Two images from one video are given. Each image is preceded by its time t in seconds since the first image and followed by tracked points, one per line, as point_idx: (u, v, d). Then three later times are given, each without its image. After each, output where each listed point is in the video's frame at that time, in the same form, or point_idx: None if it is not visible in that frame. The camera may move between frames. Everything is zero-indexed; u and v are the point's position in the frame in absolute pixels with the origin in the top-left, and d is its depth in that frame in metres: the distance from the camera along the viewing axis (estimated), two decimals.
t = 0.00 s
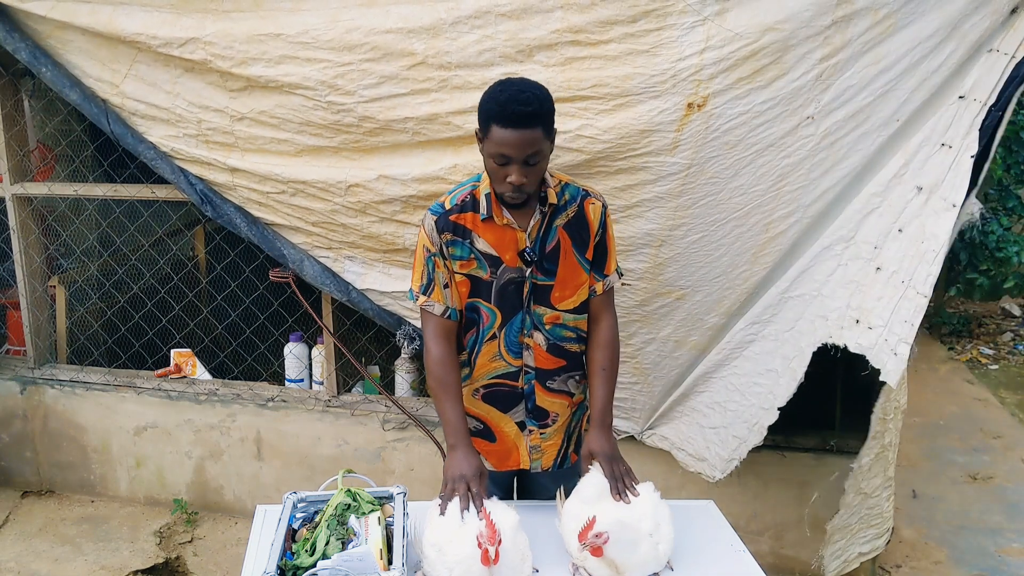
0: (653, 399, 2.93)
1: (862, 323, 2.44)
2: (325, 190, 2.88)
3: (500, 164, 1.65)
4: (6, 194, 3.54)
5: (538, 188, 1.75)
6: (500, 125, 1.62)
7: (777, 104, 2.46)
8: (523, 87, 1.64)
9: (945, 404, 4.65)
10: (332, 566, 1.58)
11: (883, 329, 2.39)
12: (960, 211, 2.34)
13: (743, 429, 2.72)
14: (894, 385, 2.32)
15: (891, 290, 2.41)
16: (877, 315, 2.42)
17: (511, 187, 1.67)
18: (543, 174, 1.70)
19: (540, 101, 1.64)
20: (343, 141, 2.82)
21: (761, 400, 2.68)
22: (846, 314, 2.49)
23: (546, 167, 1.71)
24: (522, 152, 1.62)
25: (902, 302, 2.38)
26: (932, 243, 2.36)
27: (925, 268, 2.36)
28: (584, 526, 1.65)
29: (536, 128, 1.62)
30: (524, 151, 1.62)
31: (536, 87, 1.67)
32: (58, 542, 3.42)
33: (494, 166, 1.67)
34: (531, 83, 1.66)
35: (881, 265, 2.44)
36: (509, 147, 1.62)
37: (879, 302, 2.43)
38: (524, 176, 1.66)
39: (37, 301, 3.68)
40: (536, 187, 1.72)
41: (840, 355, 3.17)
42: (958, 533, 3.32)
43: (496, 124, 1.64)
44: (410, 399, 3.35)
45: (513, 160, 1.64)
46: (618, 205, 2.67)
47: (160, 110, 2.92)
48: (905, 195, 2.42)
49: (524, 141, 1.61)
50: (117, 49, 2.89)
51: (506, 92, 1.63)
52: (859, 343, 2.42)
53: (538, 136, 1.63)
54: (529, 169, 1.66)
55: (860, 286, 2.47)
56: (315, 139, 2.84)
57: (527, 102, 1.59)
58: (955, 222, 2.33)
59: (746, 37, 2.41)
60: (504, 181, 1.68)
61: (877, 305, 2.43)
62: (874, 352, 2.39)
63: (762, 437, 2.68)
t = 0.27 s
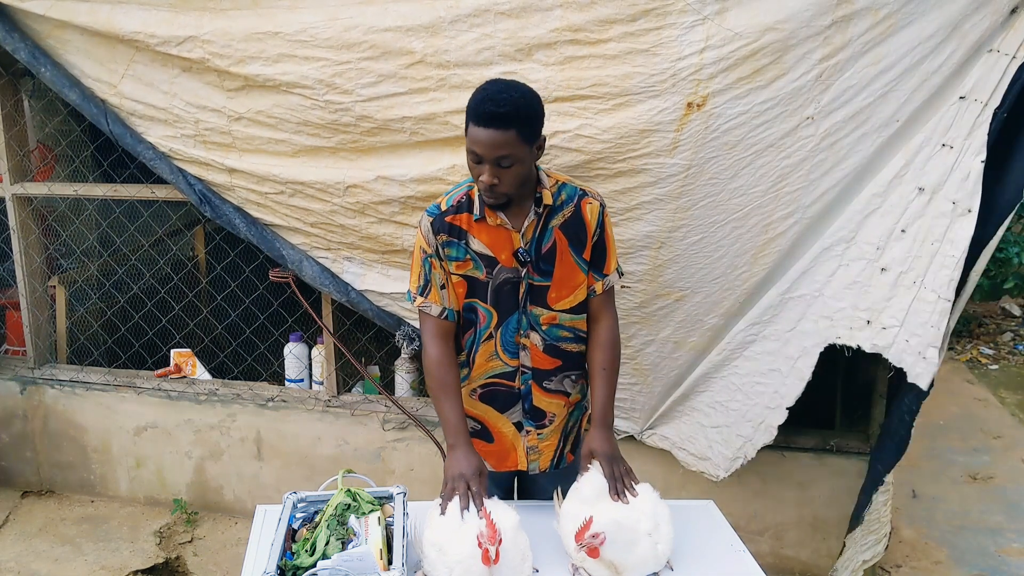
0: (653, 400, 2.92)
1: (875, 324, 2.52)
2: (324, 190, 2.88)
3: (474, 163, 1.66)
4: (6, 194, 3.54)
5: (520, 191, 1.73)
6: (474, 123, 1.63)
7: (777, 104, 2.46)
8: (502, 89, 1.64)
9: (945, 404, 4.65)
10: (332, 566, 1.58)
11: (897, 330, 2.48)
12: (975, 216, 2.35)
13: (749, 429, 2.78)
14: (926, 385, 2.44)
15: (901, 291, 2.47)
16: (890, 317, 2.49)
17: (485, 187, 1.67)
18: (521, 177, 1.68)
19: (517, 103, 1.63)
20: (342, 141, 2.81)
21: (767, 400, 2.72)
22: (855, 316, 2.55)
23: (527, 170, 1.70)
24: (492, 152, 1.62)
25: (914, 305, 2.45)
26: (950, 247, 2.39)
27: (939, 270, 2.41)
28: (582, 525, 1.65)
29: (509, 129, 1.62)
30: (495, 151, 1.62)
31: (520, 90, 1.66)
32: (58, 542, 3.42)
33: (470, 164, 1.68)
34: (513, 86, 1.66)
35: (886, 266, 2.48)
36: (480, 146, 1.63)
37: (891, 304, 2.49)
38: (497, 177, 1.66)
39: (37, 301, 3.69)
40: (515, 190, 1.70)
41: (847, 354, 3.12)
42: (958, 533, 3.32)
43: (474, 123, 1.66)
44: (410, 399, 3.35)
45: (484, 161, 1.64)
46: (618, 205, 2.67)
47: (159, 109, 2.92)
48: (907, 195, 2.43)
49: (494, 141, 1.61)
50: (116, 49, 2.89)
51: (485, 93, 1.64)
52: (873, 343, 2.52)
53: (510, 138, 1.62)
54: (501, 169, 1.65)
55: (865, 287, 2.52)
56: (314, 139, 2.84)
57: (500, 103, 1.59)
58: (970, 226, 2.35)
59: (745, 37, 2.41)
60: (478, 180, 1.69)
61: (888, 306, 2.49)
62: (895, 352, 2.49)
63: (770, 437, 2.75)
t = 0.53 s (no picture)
0: (653, 400, 2.92)
1: (872, 325, 2.52)
2: (324, 190, 2.88)
3: (460, 166, 1.67)
4: (6, 194, 3.54)
5: (507, 194, 1.72)
6: (459, 126, 1.63)
7: (776, 104, 2.46)
8: (488, 91, 1.64)
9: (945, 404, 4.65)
10: (332, 566, 1.58)
11: (894, 330, 2.49)
12: (973, 215, 2.34)
13: (749, 429, 2.78)
14: (919, 387, 2.46)
15: (897, 291, 2.47)
16: (887, 317, 2.50)
17: (470, 190, 1.68)
18: (507, 180, 1.68)
19: (501, 105, 1.62)
20: (342, 141, 2.81)
21: (766, 400, 2.72)
22: (852, 315, 2.55)
23: (513, 173, 1.69)
24: (476, 154, 1.62)
25: (912, 306, 2.45)
26: (946, 247, 2.39)
27: (936, 271, 2.41)
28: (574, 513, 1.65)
29: (492, 132, 1.61)
30: (479, 154, 1.62)
31: (506, 92, 1.66)
32: (58, 542, 3.42)
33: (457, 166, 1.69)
34: (499, 88, 1.65)
35: (885, 266, 2.48)
36: (464, 148, 1.63)
37: (888, 305, 2.49)
38: (482, 179, 1.66)
39: (37, 301, 3.69)
40: (502, 192, 1.70)
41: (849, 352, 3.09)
42: (958, 533, 3.33)
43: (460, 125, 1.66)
44: (409, 399, 3.35)
45: (468, 163, 1.64)
46: (617, 205, 2.67)
47: (159, 109, 2.92)
48: (906, 195, 2.43)
49: (477, 144, 1.61)
50: (116, 48, 2.89)
51: (471, 96, 1.65)
52: (870, 344, 2.53)
53: (494, 140, 1.62)
54: (486, 172, 1.65)
55: (864, 287, 2.52)
56: (314, 139, 2.84)
57: (482, 106, 1.59)
58: (968, 226, 2.35)
59: (745, 36, 2.41)
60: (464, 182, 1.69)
61: (885, 306, 2.49)
62: (889, 353, 2.51)
63: (769, 437, 2.75)
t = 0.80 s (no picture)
0: (653, 400, 2.92)
1: (871, 324, 2.52)
2: (324, 190, 2.88)
3: (452, 166, 1.67)
4: (6, 194, 3.54)
5: (501, 192, 1.72)
6: (449, 126, 1.64)
7: (776, 104, 2.46)
8: (476, 90, 1.64)
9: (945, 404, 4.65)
10: (332, 566, 1.58)
11: (894, 330, 2.49)
12: (972, 215, 2.35)
13: (749, 428, 2.78)
14: (915, 387, 2.45)
15: (897, 291, 2.47)
16: (887, 317, 2.50)
17: (463, 189, 1.67)
18: (499, 178, 1.67)
19: (489, 102, 1.63)
20: (342, 141, 2.81)
21: (766, 400, 2.73)
22: (853, 315, 2.55)
23: (506, 170, 1.68)
24: (466, 153, 1.62)
25: (912, 306, 2.45)
26: (945, 247, 2.39)
27: (935, 271, 2.41)
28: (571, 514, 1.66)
29: (482, 129, 1.61)
30: (470, 152, 1.62)
31: (494, 90, 1.66)
32: (58, 542, 3.42)
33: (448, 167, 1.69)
34: (487, 87, 1.66)
35: (885, 266, 2.48)
36: (454, 148, 1.63)
37: (888, 305, 2.49)
38: (474, 178, 1.65)
39: (37, 301, 3.69)
40: (495, 191, 1.69)
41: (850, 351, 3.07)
42: (958, 532, 3.33)
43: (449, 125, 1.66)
44: (409, 399, 3.35)
45: (460, 162, 1.64)
46: (618, 205, 2.67)
47: (159, 109, 2.92)
48: (906, 195, 2.43)
49: (467, 143, 1.61)
50: (116, 49, 2.89)
51: (459, 95, 1.65)
52: (869, 344, 2.53)
53: (484, 138, 1.62)
54: (477, 170, 1.64)
55: (863, 287, 2.52)
56: (314, 139, 2.84)
57: (471, 104, 1.59)
58: (967, 225, 2.35)
59: (745, 36, 2.41)
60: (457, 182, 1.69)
61: (885, 306, 2.49)
62: (890, 353, 2.50)
63: (769, 437, 2.75)
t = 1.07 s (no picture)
0: (653, 400, 2.92)
1: (869, 324, 2.52)
2: (325, 190, 2.88)
3: (454, 171, 1.67)
4: (6, 194, 3.54)
5: (504, 193, 1.72)
6: (449, 130, 1.63)
7: (777, 104, 2.46)
8: (472, 92, 1.64)
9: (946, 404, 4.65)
10: (332, 566, 1.58)
11: (891, 330, 2.49)
12: (971, 214, 2.35)
13: (749, 428, 2.78)
14: (914, 387, 2.46)
15: (895, 291, 2.47)
16: (884, 317, 2.50)
17: (467, 193, 1.67)
18: (502, 178, 1.67)
19: (487, 104, 1.62)
20: (343, 141, 2.81)
21: (766, 400, 2.72)
22: (851, 315, 2.55)
23: (507, 170, 1.69)
24: (469, 157, 1.62)
25: (911, 305, 2.45)
26: (944, 247, 2.39)
27: (933, 271, 2.41)
28: (570, 514, 1.66)
29: (483, 132, 1.61)
30: (472, 156, 1.62)
31: (490, 91, 1.66)
32: (58, 542, 3.42)
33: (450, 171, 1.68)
34: (483, 89, 1.66)
35: (884, 265, 2.48)
36: (456, 152, 1.63)
37: (886, 304, 2.49)
38: (478, 181, 1.65)
39: (37, 301, 3.69)
40: (499, 191, 1.70)
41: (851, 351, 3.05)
42: (958, 532, 3.33)
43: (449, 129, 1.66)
44: (409, 399, 3.35)
45: (463, 166, 1.64)
46: (618, 204, 2.67)
47: (160, 109, 2.92)
48: (906, 195, 2.43)
49: (469, 146, 1.61)
50: (116, 49, 2.89)
51: (455, 99, 1.65)
52: (867, 344, 2.53)
53: (486, 141, 1.62)
54: (481, 173, 1.65)
55: (862, 287, 2.52)
56: (315, 140, 2.84)
57: (470, 107, 1.59)
58: (967, 225, 2.35)
59: (745, 37, 2.41)
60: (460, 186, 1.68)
61: (883, 306, 2.50)
62: (886, 353, 2.51)
63: (769, 437, 2.75)
